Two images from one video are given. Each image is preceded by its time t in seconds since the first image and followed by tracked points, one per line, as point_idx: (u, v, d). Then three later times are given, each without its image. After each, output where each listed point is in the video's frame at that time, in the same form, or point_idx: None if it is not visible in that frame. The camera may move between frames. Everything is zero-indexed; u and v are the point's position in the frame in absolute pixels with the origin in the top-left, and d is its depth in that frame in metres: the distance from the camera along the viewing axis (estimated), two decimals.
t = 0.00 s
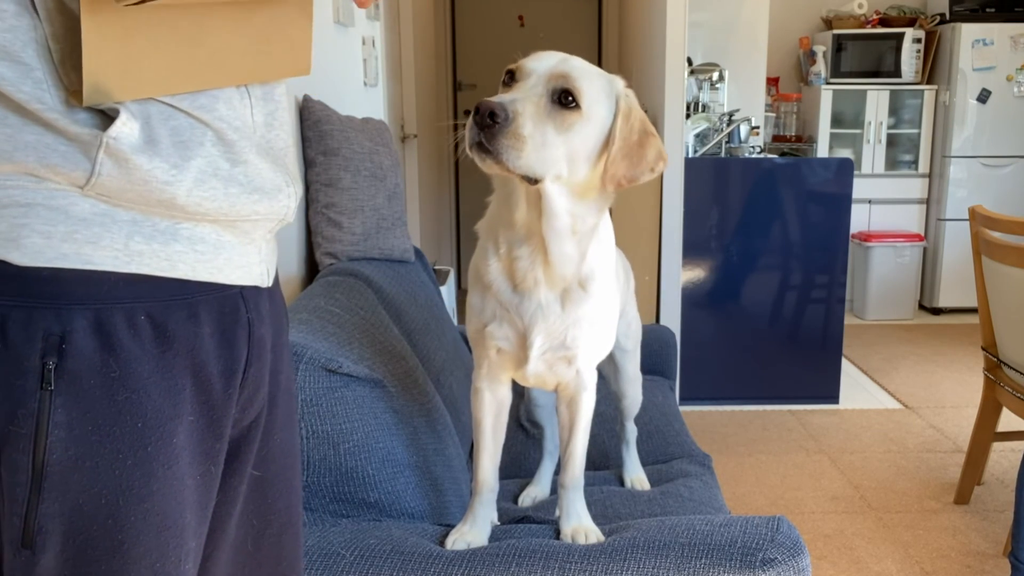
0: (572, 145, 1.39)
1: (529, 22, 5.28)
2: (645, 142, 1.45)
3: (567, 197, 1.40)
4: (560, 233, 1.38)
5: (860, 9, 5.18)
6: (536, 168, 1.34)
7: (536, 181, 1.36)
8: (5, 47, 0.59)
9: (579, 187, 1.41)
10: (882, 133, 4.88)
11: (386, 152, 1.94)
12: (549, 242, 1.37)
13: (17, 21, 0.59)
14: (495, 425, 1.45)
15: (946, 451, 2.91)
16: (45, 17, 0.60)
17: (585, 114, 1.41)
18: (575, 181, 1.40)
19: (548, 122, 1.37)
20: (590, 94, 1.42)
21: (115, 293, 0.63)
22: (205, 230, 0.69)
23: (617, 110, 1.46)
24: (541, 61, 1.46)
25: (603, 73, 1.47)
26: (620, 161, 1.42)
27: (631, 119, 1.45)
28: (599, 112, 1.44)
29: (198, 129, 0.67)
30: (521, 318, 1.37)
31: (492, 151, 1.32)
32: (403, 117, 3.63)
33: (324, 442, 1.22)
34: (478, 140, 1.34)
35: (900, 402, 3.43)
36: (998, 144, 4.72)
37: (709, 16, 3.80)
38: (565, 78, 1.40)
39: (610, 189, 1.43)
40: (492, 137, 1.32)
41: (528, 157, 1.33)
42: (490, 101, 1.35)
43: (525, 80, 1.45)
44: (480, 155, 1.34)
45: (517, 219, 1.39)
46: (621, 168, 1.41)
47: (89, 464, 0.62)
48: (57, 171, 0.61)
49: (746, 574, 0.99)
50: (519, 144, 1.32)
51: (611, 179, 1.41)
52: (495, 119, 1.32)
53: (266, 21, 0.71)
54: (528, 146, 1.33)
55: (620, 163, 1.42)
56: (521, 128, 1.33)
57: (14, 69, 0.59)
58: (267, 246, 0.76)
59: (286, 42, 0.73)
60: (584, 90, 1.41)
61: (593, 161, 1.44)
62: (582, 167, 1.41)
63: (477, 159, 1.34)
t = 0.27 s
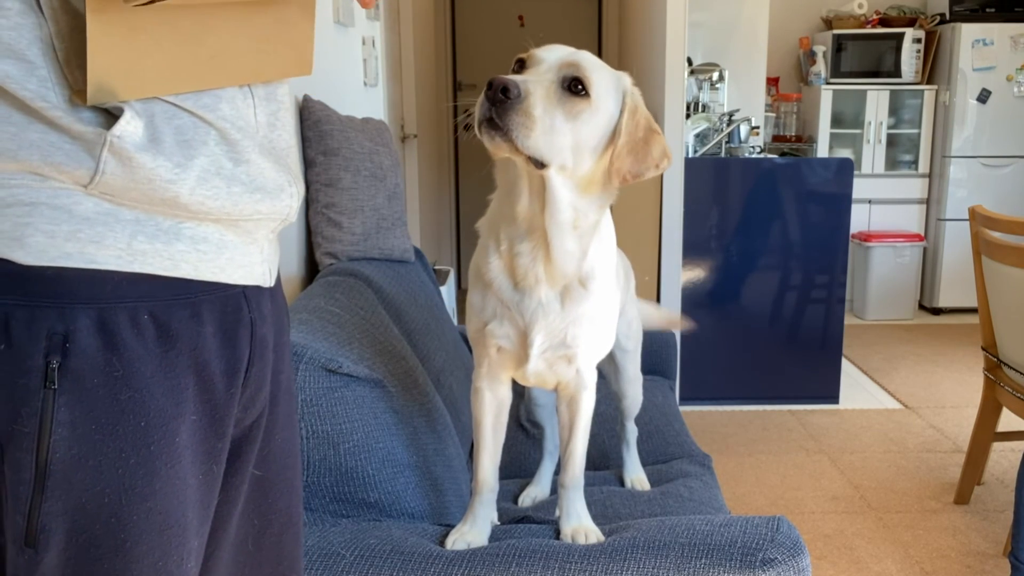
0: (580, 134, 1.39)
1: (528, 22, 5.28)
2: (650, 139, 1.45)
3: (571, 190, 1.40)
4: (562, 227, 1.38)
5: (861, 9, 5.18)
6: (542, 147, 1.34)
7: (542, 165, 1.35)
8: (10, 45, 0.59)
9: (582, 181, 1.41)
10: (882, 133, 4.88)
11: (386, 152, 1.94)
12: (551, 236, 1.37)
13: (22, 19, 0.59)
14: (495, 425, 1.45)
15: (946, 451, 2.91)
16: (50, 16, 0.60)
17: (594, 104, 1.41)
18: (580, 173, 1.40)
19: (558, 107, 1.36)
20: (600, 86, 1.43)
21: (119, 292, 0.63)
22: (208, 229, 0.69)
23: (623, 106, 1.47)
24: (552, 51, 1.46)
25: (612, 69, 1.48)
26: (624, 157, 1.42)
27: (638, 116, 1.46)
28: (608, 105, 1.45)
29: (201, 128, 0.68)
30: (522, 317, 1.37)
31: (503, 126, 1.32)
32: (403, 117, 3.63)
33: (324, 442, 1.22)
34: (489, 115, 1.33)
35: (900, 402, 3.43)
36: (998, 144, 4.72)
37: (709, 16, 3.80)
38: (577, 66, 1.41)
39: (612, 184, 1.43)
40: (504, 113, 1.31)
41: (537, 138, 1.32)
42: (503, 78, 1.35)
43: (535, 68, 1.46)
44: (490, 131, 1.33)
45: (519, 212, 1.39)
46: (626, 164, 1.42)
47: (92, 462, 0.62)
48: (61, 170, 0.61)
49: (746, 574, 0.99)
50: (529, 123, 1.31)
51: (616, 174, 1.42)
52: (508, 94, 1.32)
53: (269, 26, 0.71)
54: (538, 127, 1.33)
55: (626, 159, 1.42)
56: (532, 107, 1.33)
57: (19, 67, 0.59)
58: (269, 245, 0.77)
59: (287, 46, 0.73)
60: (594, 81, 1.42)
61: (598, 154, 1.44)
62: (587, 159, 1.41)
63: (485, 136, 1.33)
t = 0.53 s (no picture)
0: (580, 136, 1.39)
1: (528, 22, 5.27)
2: (650, 140, 1.45)
3: (573, 192, 1.40)
4: (562, 227, 1.38)
5: (860, 9, 5.18)
6: (544, 148, 1.33)
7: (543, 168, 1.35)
8: (21, 45, 0.59)
9: (582, 183, 1.41)
10: (882, 133, 4.88)
11: (386, 152, 1.93)
12: (552, 236, 1.36)
13: (32, 18, 0.59)
14: (496, 425, 1.45)
15: (946, 451, 2.91)
16: (60, 13, 0.60)
17: (594, 107, 1.41)
18: (581, 176, 1.40)
19: (558, 111, 1.36)
20: (600, 88, 1.43)
21: (127, 291, 0.63)
22: (215, 229, 0.69)
23: (622, 107, 1.47)
24: (551, 54, 1.46)
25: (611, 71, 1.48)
26: (624, 158, 1.42)
27: (637, 117, 1.46)
28: (608, 105, 1.45)
29: (209, 127, 0.67)
30: (523, 317, 1.37)
31: (504, 131, 1.31)
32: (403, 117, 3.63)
33: (325, 442, 1.22)
34: (490, 120, 1.33)
35: (900, 402, 3.43)
36: (998, 144, 4.72)
37: (709, 16, 3.80)
38: (576, 69, 1.41)
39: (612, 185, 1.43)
40: (505, 118, 1.31)
41: (538, 143, 1.32)
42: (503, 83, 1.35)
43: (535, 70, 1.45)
44: (491, 137, 1.32)
45: (519, 213, 1.38)
46: (625, 164, 1.42)
47: (99, 460, 0.62)
48: (70, 169, 0.61)
49: (746, 574, 0.99)
50: (531, 128, 1.31)
51: (614, 175, 1.42)
52: (509, 100, 1.32)
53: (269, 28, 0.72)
54: (539, 131, 1.32)
55: (626, 160, 1.42)
56: (533, 112, 1.32)
57: (30, 66, 0.59)
58: (276, 244, 0.77)
59: (287, 47, 0.73)
60: (594, 83, 1.42)
61: (598, 156, 1.44)
62: (587, 161, 1.42)
63: (487, 141, 1.32)
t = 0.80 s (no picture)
0: (588, 177, 1.36)
1: (528, 22, 5.27)
2: (657, 162, 1.43)
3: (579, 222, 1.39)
4: (565, 234, 1.36)
5: (860, 9, 5.18)
6: (554, 201, 1.32)
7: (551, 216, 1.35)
8: (32, 44, 0.59)
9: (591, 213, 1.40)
10: (882, 133, 4.88)
11: (386, 152, 1.93)
12: (554, 244, 1.35)
13: (42, 16, 0.59)
14: (497, 424, 1.45)
15: (946, 451, 2.91)
16: (70, 12, 0.60)
17: (603, 144, 1.37)
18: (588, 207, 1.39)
19: (567, 159, 1.32)
20: (608, 120, 1.37)
21: (136, 291, 0.63)
22: (222, 228, 0.69)
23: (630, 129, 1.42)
24: (559, 77, 1.35)
25: (618, 89, 1.41)
26: (631, 184, 1.41)
27: (645, 139, 1.42)
28: (615, 117, 1.39)
29: (217, 127, 0.68)
30: (524, 313, 1.37)
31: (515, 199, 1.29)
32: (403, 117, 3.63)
33: (324, 442, 1.22)
34: (499, 184, 1.29)
35: (900, 402, 3.44)
36: (998, 144, 4.72)
37: (709, 16, 3.80)
38: (586, 107, 1.33)
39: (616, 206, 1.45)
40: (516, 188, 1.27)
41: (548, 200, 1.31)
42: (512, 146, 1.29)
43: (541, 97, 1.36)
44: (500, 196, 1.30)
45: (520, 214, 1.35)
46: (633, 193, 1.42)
47: (107, 459, 0.62)
48: (80, 169, 0.61)
49: (746, 574, 0.99)
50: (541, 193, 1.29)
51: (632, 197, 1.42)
52: (520, 172, 1.27)
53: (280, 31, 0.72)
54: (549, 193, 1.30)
55: (633, 186, 1.41)
56: (544, 176, 1.29)
57: (39, 64, 0.59)
58: (282, 244, 0.77)
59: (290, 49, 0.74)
60: (603, 118, 1.36)
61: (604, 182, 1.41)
62: (595, 192, 1.40)
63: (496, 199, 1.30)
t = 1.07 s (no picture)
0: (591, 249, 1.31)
1: (528, 22, 5.27)
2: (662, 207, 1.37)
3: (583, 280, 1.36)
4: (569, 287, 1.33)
5: (860, 9, 5.18)
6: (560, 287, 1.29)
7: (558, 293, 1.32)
8: (34, 43, 0.59)
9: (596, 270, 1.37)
10: (882, 133, 4.88)
11: (387, 152, 1.93)
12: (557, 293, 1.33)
13: (45, 16, 0.59)
14: (497, 424, 1.44)
15: (946, 451, 2.91)
16: (73, 12, 0.60)
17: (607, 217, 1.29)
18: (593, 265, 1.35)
19: (570, 245, 1.27)
20: (608, 191, 1.28)
21: (138, 290, 0.63)
22: (224, 228, 0.68)
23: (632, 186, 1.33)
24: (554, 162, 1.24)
25: (614, 148, 1.30)
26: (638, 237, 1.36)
27: (647, 192, 1.34)
28: (612, 183, 1.29)
29: (219, 126, 0.67)
30: (525, 328, 1.36)
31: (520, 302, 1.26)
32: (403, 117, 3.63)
33: (324, 443, 1.22)
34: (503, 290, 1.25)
35: (900, 402, 3.44)
36: (998, 144, 4.72)
37: (709, 16, 3.80)
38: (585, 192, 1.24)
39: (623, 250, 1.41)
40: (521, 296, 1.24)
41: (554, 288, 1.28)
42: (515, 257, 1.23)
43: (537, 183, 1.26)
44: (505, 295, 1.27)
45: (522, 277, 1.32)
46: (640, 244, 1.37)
47: (108, 459, 0.62)
48: (82, 168, 0.61)
49: (746, 574, 0.99)
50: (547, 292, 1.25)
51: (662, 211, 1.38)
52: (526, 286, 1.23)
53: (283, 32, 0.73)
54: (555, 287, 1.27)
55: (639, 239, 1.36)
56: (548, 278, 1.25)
57: (41, 63, 0.59)
58: (284, 244, 0.77)
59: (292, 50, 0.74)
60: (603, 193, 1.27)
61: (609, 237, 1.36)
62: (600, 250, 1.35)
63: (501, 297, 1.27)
